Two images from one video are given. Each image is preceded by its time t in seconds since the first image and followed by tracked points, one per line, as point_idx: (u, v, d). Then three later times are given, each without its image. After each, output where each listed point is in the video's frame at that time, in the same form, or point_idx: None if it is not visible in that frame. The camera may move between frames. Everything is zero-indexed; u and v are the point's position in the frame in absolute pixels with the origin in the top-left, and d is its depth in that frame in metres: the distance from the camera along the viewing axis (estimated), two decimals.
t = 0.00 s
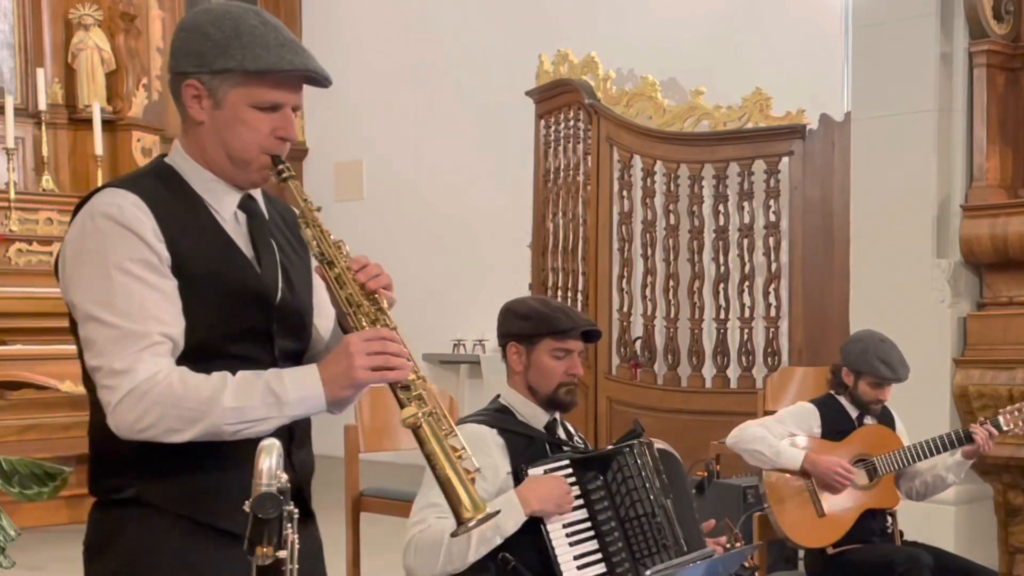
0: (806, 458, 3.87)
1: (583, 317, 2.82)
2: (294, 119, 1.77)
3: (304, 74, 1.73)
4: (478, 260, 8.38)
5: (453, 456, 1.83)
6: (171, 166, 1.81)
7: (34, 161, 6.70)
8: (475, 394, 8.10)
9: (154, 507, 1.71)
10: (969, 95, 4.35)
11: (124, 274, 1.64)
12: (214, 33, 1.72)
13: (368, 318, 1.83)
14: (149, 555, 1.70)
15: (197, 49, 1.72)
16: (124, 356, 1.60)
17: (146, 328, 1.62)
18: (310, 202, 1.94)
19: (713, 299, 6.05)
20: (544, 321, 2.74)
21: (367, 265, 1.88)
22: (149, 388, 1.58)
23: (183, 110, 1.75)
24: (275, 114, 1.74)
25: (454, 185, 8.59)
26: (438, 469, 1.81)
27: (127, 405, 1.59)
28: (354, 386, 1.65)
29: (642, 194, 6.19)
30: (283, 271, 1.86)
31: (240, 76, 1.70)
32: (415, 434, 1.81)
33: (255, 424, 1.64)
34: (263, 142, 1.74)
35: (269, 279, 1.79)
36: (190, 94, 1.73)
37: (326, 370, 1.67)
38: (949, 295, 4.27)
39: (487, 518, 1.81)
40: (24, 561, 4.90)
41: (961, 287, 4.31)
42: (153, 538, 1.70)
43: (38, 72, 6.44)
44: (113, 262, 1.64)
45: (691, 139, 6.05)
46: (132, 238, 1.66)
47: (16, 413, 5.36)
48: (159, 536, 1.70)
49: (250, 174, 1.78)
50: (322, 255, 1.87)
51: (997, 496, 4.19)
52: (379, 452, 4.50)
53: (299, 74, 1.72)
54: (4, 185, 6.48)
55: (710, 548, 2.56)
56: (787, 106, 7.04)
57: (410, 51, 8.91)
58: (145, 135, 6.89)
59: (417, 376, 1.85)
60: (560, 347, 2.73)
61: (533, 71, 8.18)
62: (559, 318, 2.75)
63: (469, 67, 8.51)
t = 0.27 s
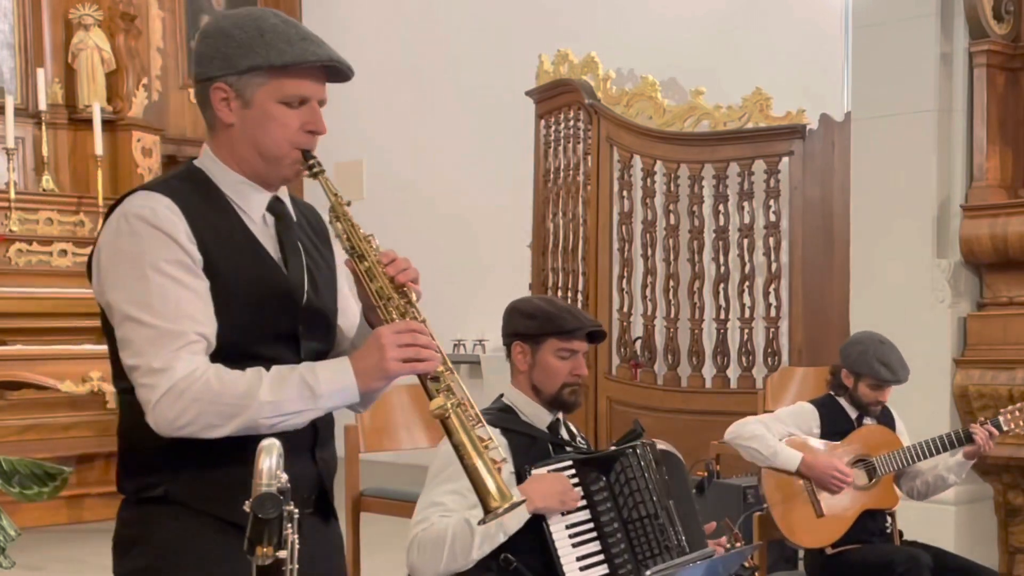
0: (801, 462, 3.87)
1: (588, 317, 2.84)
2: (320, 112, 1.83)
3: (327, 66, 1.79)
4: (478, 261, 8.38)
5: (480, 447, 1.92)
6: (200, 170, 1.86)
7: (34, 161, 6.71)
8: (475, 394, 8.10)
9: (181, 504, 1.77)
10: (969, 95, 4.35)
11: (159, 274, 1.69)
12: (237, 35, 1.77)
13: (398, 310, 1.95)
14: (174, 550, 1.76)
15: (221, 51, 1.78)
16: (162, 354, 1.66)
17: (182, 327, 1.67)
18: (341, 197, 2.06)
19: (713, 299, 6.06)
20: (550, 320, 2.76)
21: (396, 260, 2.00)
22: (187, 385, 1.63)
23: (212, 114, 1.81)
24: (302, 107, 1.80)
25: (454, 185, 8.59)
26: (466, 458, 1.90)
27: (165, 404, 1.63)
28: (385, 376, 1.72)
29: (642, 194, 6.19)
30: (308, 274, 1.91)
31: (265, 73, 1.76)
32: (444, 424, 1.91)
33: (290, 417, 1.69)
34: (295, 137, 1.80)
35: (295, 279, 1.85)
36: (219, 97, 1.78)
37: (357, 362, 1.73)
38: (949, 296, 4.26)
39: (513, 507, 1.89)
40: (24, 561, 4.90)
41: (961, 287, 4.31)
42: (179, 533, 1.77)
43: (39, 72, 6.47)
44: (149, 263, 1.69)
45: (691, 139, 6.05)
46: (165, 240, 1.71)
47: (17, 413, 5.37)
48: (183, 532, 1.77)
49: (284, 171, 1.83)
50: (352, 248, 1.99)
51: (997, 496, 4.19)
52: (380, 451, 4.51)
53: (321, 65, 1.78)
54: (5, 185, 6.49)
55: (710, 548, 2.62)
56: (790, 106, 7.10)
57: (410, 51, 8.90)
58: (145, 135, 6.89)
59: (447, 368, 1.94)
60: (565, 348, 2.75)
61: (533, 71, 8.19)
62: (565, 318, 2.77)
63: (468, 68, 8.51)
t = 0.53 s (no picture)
0: (801, 462, 3.87)
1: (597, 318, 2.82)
2: (338, 126, 1.85)
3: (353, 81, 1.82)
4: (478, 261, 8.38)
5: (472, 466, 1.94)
6: (211, 170, 1.87)
7: (34, 161, 6.71)
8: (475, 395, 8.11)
9: (185, 503, 1.78)
10: (969, 95, 4.35)
11: (164, 273, 1.70)
12: (268, 39, 1.80)
13: (399, 325, 1.96)
14: (178, 550, 1.76)
15: (249, 54, 1.80)
16: (163, 353, 1.66)
17: (185, 327, 1.68)
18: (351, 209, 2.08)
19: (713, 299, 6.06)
20: (562, 320, 2.73)
21: (400, 275, 2.02)
22: (186, 385, 1.64)
23: (231, 112, 1.83)
24: (322, 117, 1.81)
25: (454, 185, 8.59)
26: (457, 476, 1.92)
27: (163, 403, 1.64)
28: (384, 389, 1.72)
29: (642, 194, 6.19)
30: (316, 274, 1.93)
31: (290, 80, 1.78)
32: (438, 441, 1.94)
33: (286, 423, 1.70)
34: (308, 145, 1.81)
35: (304, 282, 1.86)
36: (240, 96, 1.80)
37: (357, 373, 1.73)
38: (949, 296, 4.26)
39: (500, 529, 1.91)
40: (24, 561, 4.91)
41: (961, 287, 4.31)
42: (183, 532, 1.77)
43: (38, 72, 6.47)
44: (156, 261, 1.70)
45: (692, 139, 6.05)
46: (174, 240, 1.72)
47: (17, 413, 5.37)
48: (184, 531, 1.77)
49: (293, 178, 1.85)
50: (357, 260, 2.01)
51: (996, 496, 4.20)
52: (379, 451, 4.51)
53: (346, 80, 1.81)
54: (5, 185, 6.49)
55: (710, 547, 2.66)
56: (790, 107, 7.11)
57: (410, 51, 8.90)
58: (144, 134, 6.89)
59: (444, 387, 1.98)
60: (575, 348, 2.72)
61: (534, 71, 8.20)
62: (577, 318, 2.75)
63: (468, 68, 8.51)
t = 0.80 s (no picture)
0: (802, 463, 3.87)
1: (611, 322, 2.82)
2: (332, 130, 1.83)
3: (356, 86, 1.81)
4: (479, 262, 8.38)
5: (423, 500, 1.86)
6: (195, 168, 1.86)
7: (33, 161, 6.71)
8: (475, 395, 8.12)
9: (158, 506, 1.76)
10: (969, 95, 4.35)
11: (127, 268, 1.68)
12: (280, 36, 1.81)
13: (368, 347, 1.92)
14: (149, 552, 1.75)
15: (257, 47, 1.81)
16: (118, 347, 1.65)
17: (142, 324, 1.66)
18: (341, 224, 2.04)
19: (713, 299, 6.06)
20: (579, 323, 2.72)
21: (380, 296, 1.95)
22: (138, 382, 1.62)
23: (229, 100, 1.82)
24: (318, 116, 1.80)
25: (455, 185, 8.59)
26: (404, 508, 1.83)
27: (112, 396, 1.64)
28: (341, 409, 1.68)
29: (642, 194, 6.19)
30: (297, 273, 1.92)
31: (292, 72, 1.78)
32: (390, 470, 1.87)
33: (237, 431, 1.69)
34: (299, 141, 1.79)
35: (282, 284, 1.85)
36: (240, 85, 1.80)
37: (319, 389, 1.70)
38: (949, 296, 4.27)
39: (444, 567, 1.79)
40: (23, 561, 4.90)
41: (961, 287, 4.31)
42: (155, 533, 1.75)
43: (38, 72, 6.47)
44: (120, 255, 1.69)
45: (691, 138, 6.05)
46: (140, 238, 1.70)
47: (17, 413, 5.37)
48: (157, 535, 1.76)
49: (278, 172, 1.82)
50: (334, 275, 1.97)
51: (996, 496, 4.20)
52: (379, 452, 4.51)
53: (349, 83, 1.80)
54: (5, 185, 6.50)
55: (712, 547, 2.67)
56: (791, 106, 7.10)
57: (410, 51, 8.90)
58: (144, 134, 6.90)
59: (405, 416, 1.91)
60: (589, 351, 2.72)
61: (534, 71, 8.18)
62: (593, 321, 2.74)
63: (467, 68, 8.50)
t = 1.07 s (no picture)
0: (804, 462, 3.86)
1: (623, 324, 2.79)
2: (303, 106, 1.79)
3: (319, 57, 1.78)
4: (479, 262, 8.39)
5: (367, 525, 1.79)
6: (162, 163, 1.78)
7: (33, 161, 6.72)
8: (475, 394, 8.13)
9: (110, 512, 1.64)
10: (969, 95, 4.35)
11: (85, 267, 1.59)
12: (231, 23, 1.76)
13: (336, 360, 1.88)
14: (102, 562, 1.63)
15: (210, 38, 1.75)
16: (69, 349, 1.55)
17: (97, 325, 1.56)
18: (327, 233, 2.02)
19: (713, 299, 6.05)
20: (589, 327, 2.69)
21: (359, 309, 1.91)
22: (90, 386, 1.52)
23: (191, 99, 1.75)
24: (289, 94, 1.76)
25: (455, 185, 8.60)
26: (345, 531, 1.76)
27: (61, 399, 1.53)
28: (294, 423, 1.57)
29: (642, 194, 6.19)
30: (266, 275, 1.83)
31: (254, 53, 1.73)
32: (338, 489, 1.80)
33: (187, 441, 1.57)
34: (277, 119, 1.74)
35: (250, 285, 1.76)
36: (202, 79, 1.73)
37: (274, 399, 1.59)
38: (949, 296, 4.26)
39: None
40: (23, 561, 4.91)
41: (961, 287, 4.31)
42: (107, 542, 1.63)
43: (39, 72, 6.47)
44: (79, 253, 1.59)
45: (691, 138, 6.04)
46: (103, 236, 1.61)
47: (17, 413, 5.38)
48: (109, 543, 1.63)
49: (258, 158, 1.76)
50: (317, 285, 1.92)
51: (997, 496, 4.20)
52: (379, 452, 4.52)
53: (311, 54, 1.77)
54: (5, 185, 6.49)
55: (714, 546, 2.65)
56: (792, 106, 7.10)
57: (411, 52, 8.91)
58: (145, 135, 6.90)
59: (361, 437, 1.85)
60: (599, 355, 2.70)
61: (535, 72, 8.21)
62: (604, 325, 2.72)
63: (467, 68, 8.51)
